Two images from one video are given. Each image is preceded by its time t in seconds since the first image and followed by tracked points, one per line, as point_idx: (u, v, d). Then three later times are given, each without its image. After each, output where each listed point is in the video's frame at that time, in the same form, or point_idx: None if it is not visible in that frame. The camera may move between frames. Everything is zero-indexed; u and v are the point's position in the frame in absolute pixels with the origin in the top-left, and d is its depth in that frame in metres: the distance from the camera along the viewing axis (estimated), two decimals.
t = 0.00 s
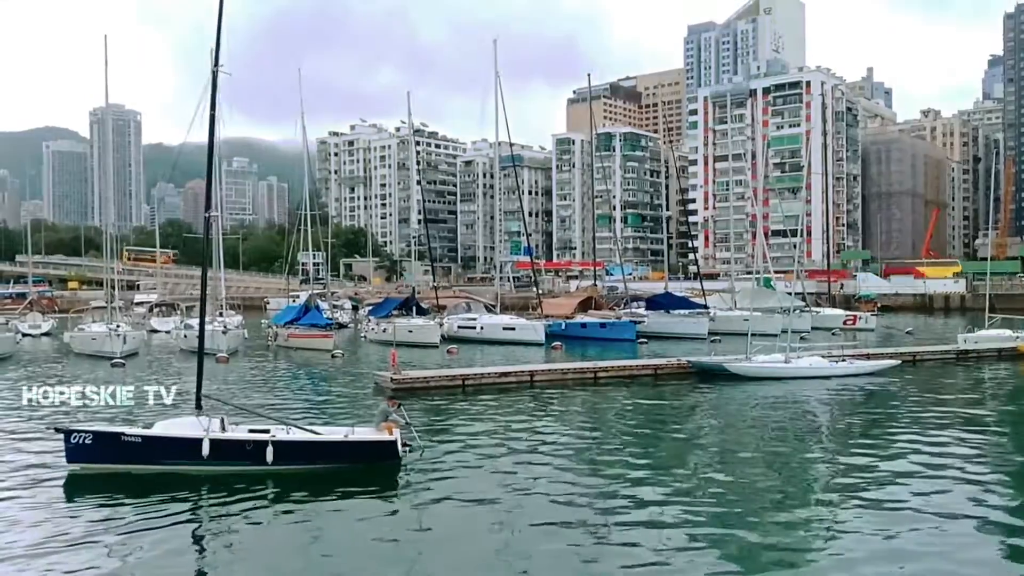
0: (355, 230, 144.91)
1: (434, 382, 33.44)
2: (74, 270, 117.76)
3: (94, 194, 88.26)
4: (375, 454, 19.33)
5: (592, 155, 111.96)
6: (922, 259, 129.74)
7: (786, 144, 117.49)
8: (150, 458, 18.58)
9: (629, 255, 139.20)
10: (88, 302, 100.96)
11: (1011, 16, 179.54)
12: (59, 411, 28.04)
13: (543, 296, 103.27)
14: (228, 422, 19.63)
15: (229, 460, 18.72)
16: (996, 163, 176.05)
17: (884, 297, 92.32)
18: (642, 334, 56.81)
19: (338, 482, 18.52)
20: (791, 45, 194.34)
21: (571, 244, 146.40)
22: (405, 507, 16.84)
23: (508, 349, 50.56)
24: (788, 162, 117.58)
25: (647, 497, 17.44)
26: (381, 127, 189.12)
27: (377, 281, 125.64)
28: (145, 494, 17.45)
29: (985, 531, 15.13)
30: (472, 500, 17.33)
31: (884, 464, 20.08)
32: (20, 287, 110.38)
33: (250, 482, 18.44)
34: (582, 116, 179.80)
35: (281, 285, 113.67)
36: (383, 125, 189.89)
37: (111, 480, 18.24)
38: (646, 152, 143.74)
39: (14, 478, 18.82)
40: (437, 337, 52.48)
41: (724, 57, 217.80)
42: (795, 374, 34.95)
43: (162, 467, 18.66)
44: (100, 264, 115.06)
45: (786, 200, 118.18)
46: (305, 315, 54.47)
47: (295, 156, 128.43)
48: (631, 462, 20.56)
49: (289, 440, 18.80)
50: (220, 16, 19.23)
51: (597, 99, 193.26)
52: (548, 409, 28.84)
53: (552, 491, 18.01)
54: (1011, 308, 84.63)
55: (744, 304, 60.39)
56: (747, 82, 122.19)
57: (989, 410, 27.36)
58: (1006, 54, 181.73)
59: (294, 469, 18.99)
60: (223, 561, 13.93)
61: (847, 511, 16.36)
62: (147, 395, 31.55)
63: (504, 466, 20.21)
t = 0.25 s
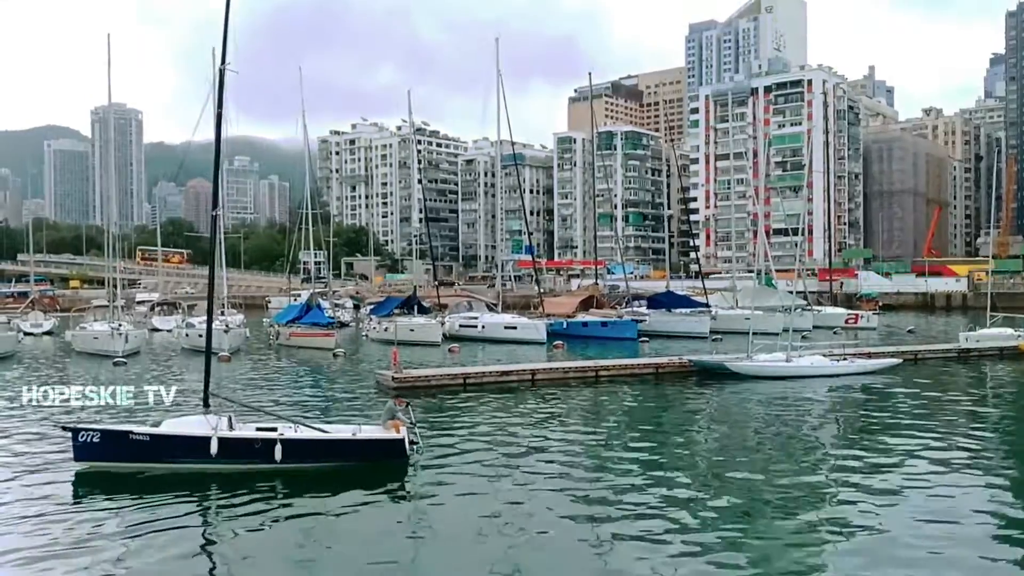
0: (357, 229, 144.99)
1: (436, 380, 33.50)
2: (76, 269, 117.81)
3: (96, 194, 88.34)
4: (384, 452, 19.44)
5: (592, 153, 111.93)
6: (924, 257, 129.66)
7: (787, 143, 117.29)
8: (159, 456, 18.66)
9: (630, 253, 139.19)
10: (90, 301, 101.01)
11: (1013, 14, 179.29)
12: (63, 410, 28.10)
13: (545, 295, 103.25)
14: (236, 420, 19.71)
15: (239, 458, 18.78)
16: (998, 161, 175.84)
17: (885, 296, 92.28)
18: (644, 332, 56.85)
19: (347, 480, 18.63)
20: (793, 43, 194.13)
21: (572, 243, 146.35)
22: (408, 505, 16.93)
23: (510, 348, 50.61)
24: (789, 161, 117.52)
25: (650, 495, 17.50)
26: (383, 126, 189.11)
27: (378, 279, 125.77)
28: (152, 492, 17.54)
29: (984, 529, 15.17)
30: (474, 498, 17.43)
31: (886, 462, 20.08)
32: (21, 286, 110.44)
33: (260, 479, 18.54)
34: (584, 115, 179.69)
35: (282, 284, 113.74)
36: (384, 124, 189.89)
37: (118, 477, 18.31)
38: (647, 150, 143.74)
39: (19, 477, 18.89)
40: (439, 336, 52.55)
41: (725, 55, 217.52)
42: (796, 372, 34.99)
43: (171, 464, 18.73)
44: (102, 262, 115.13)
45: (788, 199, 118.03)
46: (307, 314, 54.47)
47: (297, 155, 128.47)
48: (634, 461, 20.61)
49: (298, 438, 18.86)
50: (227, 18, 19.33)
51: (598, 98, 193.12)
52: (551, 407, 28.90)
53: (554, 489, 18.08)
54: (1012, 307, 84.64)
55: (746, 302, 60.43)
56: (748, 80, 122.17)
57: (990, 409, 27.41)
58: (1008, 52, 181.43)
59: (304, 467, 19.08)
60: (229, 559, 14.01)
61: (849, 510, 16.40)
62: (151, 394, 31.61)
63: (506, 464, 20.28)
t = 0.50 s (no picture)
0: (357, 228, 145.09)
1: (436, 379, 33.56)
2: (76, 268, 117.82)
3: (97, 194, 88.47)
4: (390, 450, 19.53)
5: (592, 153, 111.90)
6: (924, 257, 129.64)
7: (788, 142, 117.34)
8: (166, 456, 18.69)
9: (631, 253, 139.21)
10: (90, 300, 101.07)
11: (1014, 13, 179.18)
12: (65, 410, 28.13)
13: (545, 294, 103.24)
14: (242, 419, 19.76)
15: (246, 457, 18.85)
16: (998, 160, 175.80)
17: (886, 295, 92.29)
18: (644, 332, 56.91)
19: (354, 478, 18.73)
20: (793, 42, 194.04)
21: (572, 242, 146.33)
22: (410, 504, 17.00)
23: (510, 348, 50.67)
24: (789, 160, 117.47)
25: (652, 494, 17.55)
26: (383, 125, 189.23)
27: (378, 278, 125.80)
28: (158, 492, 17.59)
29: (984, 528, 15.22)
30: (475, 497, 17.49)
31: (886, 462, 20.13)
32: (22, 286, 110.48)
33: (268, 478, 18.61)
34: (584, 114, 179.67)
35: (282, 284, 113.80)
36: (384, 123, 189.92)
37: (125, 477, 18.34)
38: (648, 150, 143.79)
39: (22, 477, 18.94)
40: (439, 335, 52.60)
41: (726, 54, 217.41)
42: (796, 372, 35.04)
43: (178, 463, 18.78)
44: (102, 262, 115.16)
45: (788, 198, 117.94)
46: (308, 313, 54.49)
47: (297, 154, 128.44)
48: (636, 460, 20.68)
49: (305, 437, 18.92)
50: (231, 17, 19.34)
51: (598, 97, 193.05)
52: (552, 406, 28.98)
53: (555, 488, 18.16)
54: (1012, 306, 84.76)
55: (746, 302, 60.49)
56: (749, 80, 122.23)
57: (990, 407, 27.49)
58: (1009, 51, 181.36)
59: (311, 465, 19.16)
60: (234, 558, 14.10)
61: (850, 508, 16.45)
62: (152, 394, 31.65)
63: (507, 463, 20.35)
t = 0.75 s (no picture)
0: (357, 226, 145.12)
1: (436, 377, 33.62)
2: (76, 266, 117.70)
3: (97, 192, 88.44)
4: (396, 447, 19.62)
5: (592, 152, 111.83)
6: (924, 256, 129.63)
7: (788, 141, 117.29)
8: (172, 454, 18.70)
9: (631, 251, 139.17)
10: (90, 298, 101.05)
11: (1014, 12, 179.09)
12: (65, 409, 28.11)
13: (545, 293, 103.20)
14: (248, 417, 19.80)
15: (252, 455, 18.88)
16: (998, 159, 175.80)
17: (886, 294, 92.28)
18: (644, 330, 56.94)
19: (359, 476, 18.78)
20: (794, 41, 193.97)
21: (572, 241, 146.29)
22: (412, 502, 17.06)
23: (510, 346, 50.69)
24: (790, 159, 117.39)
25: (655, 492, 17.60)
26: (383, 123, 189.19)
27: (378, 277, 125.81)
28: (165, 490, 17.62)
29: (986, 527, 15.24)
30: (477, 495, 17.53)
31: (887, 460, 20.18)
32: (21, 283, 110.42)
33: (275, 475, 18.68)
34: (584, 113, 179.60)
35: (282, 282, 113.79)
36: (384, 122, 189.86)
37: (131, 476, 18.34)
38: (648, 148, 143.81)
39: (26, 475, 18.94)
40: (439, 333, 52.61)
41: (726, 53, 217.30)
42: (797, 370, 35.05)
43: (185, 462, 18.79)
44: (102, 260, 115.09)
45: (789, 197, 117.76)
46: (308, 311, 54.47)
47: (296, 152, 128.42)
48: (636, 457, 20.75)
49: (311, 435, 18.98)
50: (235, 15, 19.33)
51: (599, 96, 193.01)
52: (553, 404, 29.02)
53: (556, 485, 18.22)
54: (1012, 305, 84.83)
55: (746, 300, 60.51)
56: (749, 79, 122.22)
57: (989, 406, 27.54)
58: (1009, 50, 181.29)
59: (318, 463, 19.24)
60: (238, 555, 14.17)
61: (852, 507, 16.50)
62: (152, 392, 31.65)
63: (507, 461, 20.42)
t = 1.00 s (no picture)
0: (357, 225, 145.12)
1: (435, 376, 33.67)
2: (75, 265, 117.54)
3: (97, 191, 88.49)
4: (399, 447, 19.65)
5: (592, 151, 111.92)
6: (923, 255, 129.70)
7: (788, 140, 117.30)
8: (177, 454, 18.72)
9: (630, 251, 139.19)
10: (89, 297, 100.95)
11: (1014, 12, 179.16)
12: (66, 408, 28.11)
13: (544, 292, 103.24)
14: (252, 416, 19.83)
15: (257, 454, 18.92)
16: (997, 158, 175.86)
17: (885, 293, 92.30)
18: (644, 329, 56.95)
19: (362, 475, 18.81)
20: (793, 41, 194.09)
21: (571, 240, 146.29)
22: (413, 501, 17.10)
23: (510, 345, 50.72)
24: (789, 159, 117.43)
25: (656, 491, 17.65)
26: (382, 122, 189.13)
27: (377, 276, 125.81)
28: (169, 489, 17.65)
29: (985, 527, 15.25)
30: (477, 494, 17.55)
31: (887, 459, 20.21)
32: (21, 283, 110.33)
33: (279, 475, 18.70)
34: (584, 112, 179.63)
35: (282, 281, 113.79)
36: (383, 121, 189.87)
37: (135, 475, 18.37)
38: (647, 148, 143.89)
39: (28, 475, 18.95)
40: (439, 332, 52.60)
41: (726, 53, 217.35)
42: (796, 370, 35.07)
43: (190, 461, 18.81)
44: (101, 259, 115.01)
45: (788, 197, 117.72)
46: (307, 311, 54.46)
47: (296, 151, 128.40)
48: (638, 456, 20.80)
49: (316, 433, 19.04)
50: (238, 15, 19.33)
51: (598, 95, 193.02)
52: (553, 404, 29.05)
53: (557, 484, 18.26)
54: (1011, 304, 84.95)
55: (745, 300, 60.53)
56: (748, 78, 122.32)
57: (987, 406, 27.60)
58: (1008, 50, 181.35)
59: (322, 462, 19.26)
60: (241, 554, 14.20)
61: (853, 506, 16.56)
62: (152, 392, 31.64)
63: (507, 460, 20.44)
